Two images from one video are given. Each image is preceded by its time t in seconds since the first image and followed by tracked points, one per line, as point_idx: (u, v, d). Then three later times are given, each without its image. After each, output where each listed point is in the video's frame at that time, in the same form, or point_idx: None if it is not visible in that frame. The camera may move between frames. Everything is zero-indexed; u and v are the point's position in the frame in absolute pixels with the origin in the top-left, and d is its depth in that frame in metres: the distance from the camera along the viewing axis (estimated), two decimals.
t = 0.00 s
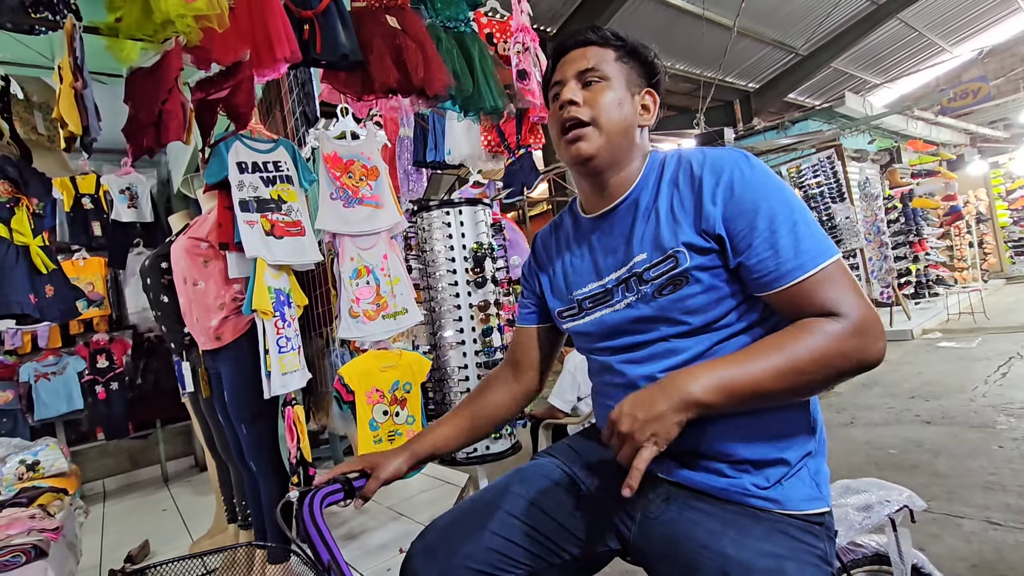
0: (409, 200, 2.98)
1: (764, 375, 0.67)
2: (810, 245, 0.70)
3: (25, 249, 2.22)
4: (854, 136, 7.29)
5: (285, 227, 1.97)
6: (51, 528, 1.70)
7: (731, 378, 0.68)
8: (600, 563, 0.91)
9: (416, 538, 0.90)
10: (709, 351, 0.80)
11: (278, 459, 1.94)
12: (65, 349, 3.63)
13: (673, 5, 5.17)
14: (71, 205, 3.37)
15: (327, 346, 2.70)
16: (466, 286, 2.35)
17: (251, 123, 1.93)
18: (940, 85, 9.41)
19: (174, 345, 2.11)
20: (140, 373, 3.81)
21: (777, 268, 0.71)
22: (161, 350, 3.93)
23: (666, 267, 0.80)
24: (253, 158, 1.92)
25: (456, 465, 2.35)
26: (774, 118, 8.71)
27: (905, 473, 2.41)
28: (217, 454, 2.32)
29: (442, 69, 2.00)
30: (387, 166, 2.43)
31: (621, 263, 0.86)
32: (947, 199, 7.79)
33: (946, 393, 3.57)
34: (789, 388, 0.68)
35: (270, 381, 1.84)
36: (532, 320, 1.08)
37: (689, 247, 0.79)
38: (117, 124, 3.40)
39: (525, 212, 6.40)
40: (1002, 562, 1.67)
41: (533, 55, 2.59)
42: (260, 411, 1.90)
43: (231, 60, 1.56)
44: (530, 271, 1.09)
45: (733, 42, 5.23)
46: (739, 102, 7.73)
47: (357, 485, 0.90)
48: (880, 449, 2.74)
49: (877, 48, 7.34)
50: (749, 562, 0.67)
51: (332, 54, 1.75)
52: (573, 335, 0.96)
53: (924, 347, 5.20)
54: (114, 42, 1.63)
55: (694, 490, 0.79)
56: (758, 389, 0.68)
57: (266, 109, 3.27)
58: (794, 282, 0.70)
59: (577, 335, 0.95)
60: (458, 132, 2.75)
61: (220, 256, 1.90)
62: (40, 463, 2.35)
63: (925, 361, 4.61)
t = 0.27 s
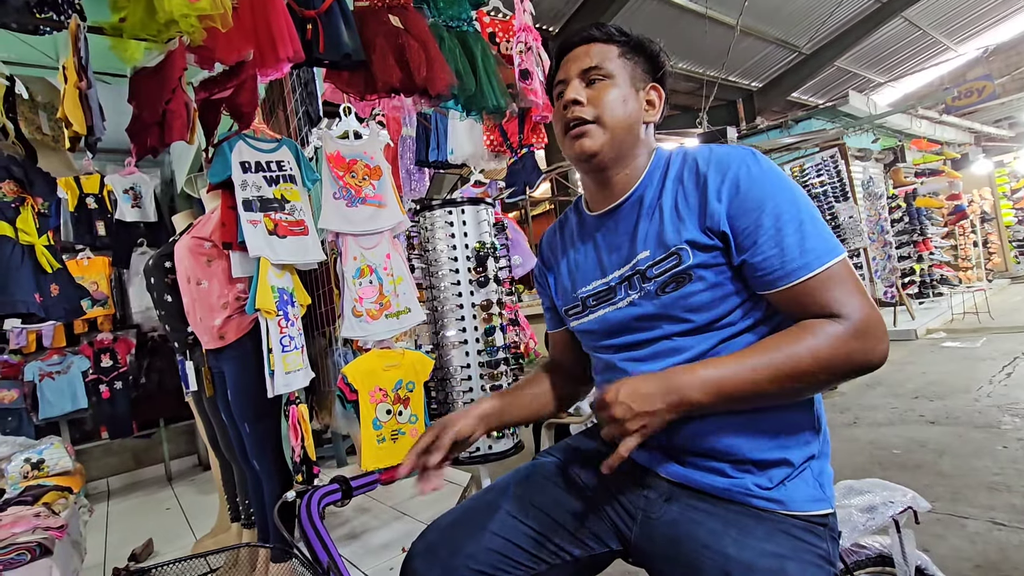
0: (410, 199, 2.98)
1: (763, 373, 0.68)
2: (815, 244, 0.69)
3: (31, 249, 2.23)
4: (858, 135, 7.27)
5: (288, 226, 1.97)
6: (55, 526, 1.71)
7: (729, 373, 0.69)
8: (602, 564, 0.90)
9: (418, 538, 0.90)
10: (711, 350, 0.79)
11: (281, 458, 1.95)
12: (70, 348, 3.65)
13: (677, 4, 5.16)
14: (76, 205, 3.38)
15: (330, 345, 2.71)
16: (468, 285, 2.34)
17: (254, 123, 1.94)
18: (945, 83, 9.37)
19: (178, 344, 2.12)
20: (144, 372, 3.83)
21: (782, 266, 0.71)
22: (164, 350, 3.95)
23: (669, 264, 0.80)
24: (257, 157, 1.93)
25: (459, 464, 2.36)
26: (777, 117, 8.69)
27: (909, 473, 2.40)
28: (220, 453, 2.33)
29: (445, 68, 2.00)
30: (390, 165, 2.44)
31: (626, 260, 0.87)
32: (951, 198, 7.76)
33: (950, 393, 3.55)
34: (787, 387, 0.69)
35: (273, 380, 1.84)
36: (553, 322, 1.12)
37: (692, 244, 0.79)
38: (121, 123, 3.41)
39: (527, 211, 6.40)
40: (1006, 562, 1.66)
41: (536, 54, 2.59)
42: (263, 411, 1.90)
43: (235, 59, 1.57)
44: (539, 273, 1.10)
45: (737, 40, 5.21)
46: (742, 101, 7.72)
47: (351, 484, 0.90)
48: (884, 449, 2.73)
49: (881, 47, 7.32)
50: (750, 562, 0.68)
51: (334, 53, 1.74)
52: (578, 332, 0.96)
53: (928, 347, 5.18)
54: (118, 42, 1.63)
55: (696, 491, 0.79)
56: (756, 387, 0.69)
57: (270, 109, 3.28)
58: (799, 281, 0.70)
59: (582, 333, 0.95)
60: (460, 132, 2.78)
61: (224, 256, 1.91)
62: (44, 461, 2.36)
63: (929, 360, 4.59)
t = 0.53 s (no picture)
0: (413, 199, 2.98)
1: (754, 352, 0.68)
2: (815, 242, 0.69)
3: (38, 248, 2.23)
4: (861, 134, 7.25)
5: (292, 226, 1.98)
6: (62, 523, 1.72)
7: (724, 347, 0.69)
8: (607, 560, 0.91)
9: (424, 534, 0.91)
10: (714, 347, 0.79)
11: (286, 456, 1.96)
12: (75, 347, 3.67)
13: (679, 3, 5.16)
14: (81, 205, 3.40)
15: (334, 344, 2.72)
16: (471, 284, 2.36)
17: (259, 123, 1.95)
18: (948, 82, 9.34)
19: (183, 343, 2.13)
20: (149, 371, 3.81)
21: (782, 263, 0.71)
22: (169, 349, 3.91)
23: (675, 260, 0.81)
24: (261, 157, 1.94)
25: (462, 461, 2.37)
26: (780, 116, 8.71)
27: (912, 472, 2.40)
28: (225, 451, 2.34)
29: (448, 68, 2.01)
30: (393, 165, 2.45)
31: (633, 255, 0.87)
32: (955, 198, 7.74)
33: (954, 392, 3.55)
34: (778, 372, 0.68)
35: (279, 378, 1.85)
36: (561, 317, 1.12)
37: (698, 241, 0.80)
38: (126, 124, 3.44)
39: (530, 211, 6.41)
40: (1010, 561, 1.67)
41: (540, 54, 2.59)
42: (268, 409, 1.91)
43: (240, 59, 1.57)
44: (552, 267, 1.11)
45: (739, 39, 5.21)
46: (745, 101, 7.72)
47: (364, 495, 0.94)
48: (888, 448, 2.73)
49: (885, 45, 7.30)
50: (757, 559, 0.68)
51: (339, 53, 1.75)
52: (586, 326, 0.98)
53: (931, 346, 5.17)
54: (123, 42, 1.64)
55: (703, 487, 0.79)
56: (747, 366, 0.68)
57: (274, 109, 3.29)
58: (797, 277, 0.70)
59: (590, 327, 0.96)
60: (463, 132, 2.80)
61: (229, 255, 1.93)
62: (51, 459, 2.38)
63: (932, 360, 4.58)
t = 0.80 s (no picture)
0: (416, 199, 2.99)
1: (791, 366, 0.69)
2: (841, 248, 0.71)
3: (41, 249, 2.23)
4: (863, 134, 7.22)
5: (295, 227, 1.98)
6: (64, 524, 1.73)
7: (758, 364, 0.70)
8: (611, 559, 0.91)
9: (430, 530, 0.92)
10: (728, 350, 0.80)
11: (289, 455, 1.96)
12: (77, 347, 3.68)
13: (681, 3, 5.15)
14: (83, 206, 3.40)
15: (336, 344, 2.72)
16: (473, 285, 2.36)
17: (261, 124, 1.95)
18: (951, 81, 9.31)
19: (185, 344, 2.13)
20: (151, 371, 3.83)
21: (808, 269, 0.71)
22: (171, 349, 3.94)
23: (689, 264, 0.81)
24: (263, 158, 1.94)
25: (464, 462, 2.37)
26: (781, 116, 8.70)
27: (914, 473, 2.39)
28: (227, 451, 2.35)
29: (449, 69, 2.01)
30: (395, 165, 2.45)
31: (643, 258, 0.87)
32: (958, 198, 7.71)
33: (956, 393, 3.54)
34: (813, 381, 0.69)
35: (281, 379, 1.85)
36: (560, 318, 1.11)
37: (715, 246, 0.80)
38: (128, 124, 3.44)
39: (531, 211, 6.41)
40: (1012, 562, 1.66)
41: (541, 54, 2.59)
42: (271, 409, 1.92)
43: (241, 61, 1.58)
44: (553, 268, 1.10)
45: (741, 39, 5.20)
46: (747, 101, 7.71)
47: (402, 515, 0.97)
48: (890, 449, 2.72)
49: (887, 45, 7.28)
50: (762, 560, 0.68)
51: (340, 54, 1.74)
52: (592, 329, 0.97)
53: (934, 346, 5.16)
54: (126, 44, 1.66)
55: (708, 488, 0.79)
56: (785, 379, 0.69)
57: (275, 109, 3.29)
58: (825, 283, 0.71)
59: (597, 330, 0.96)
60: (464, 133, 2.77)
61: (231, 256, 1.93)
62: (53, 459, 2.39)
63: (934, 360, 4.57)
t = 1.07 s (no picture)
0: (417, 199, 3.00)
1: (800, 367, 0.69)
2: (847, 249, 0.71)
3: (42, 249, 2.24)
4: (865, 134, 7.21)
5: (295, 227, 1.99)
6: (66, 524, 1.73)
7: (764, 363, 0.70)
8: (612, 558, 0.91)
9: (431, 528, 0.92)
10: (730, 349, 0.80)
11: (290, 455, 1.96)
12: (79, 348, 3.69)
13: (681, 3, 5.14)
14: (85, 206, 3.43)
15: (337, 345, 2.73)
16: (474, 285, 2.36)
17: (262, 124, 1.95)
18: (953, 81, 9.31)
19: (186, 344, 2.14)
20: (152, 371, 3.84)
21: (815, 270, 0.72)
22: (173, 349, 3.95)
23: (693, 264, 0.81)
24: (264, 158, 1.95)
25: (464, 462, 2.36)
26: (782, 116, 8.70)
27: (915, 473, 2.39)
28: (228, 451, 2.35)
29: (450, 69, 2.01)
30: (395, 165, 2.45)
31: (647, 258, 0.87)
32: (959, 198, 7.70)
33: (958, 393, 3.53)
34: (820, 382, 0.69)
35: (281, 379, 1.85)
36: (562, 316, 1.11)
37: (719, 246, 0.80)
38: (129, 125, 3.45)
39: (532, 211, 6.40)
40: (1014, 562, 1.66)
41: (542, 54, 2.59)
42: (271, 409, 1.92)
43: (242, 61, 1.58)
44: (555, 267, 1.10)
45: (742, 39, 5.20)
46: (748, 100, 7.71)
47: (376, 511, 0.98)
48: (891, 449, 2.72)
49: (888, 44, 7.28)
50: (763, 560, 0.68)
51: (340, 55, 1.75)
52: (594, 327, 0.97)
53: (936, 346, 5.15)
54: (127, 44, 1.67)
55: (709, 488, 0.79)
56: (792, 380, 0.69)
57: (276, 110, 3.30)
58: (831, 284, 0.71)
59: (599, 328, 0.96)
60: (464, 133, 2.76)
61: (231, 256, 1.93)
62: (55, 459, 2.39)
63: (936, 360, 4.56)
